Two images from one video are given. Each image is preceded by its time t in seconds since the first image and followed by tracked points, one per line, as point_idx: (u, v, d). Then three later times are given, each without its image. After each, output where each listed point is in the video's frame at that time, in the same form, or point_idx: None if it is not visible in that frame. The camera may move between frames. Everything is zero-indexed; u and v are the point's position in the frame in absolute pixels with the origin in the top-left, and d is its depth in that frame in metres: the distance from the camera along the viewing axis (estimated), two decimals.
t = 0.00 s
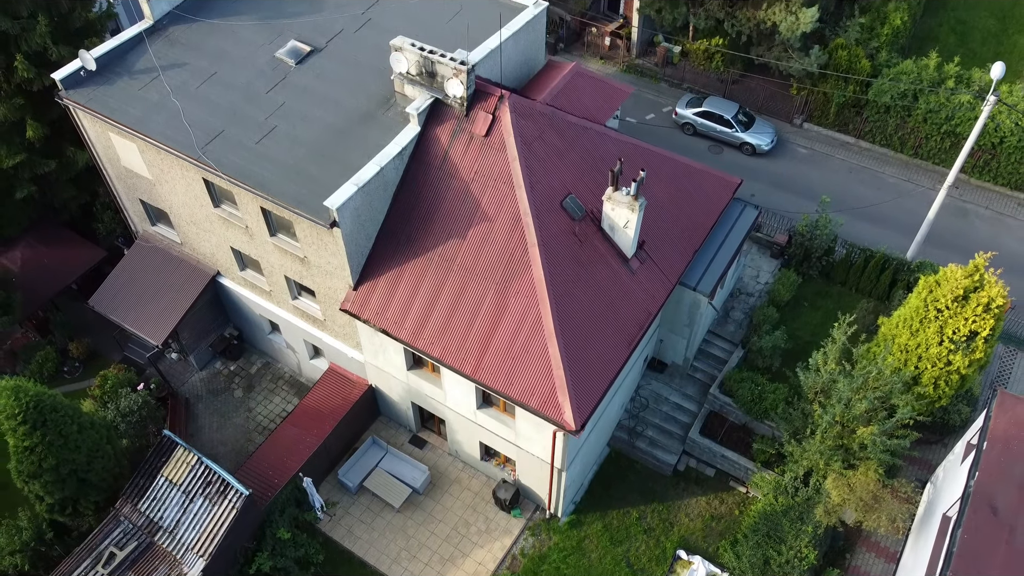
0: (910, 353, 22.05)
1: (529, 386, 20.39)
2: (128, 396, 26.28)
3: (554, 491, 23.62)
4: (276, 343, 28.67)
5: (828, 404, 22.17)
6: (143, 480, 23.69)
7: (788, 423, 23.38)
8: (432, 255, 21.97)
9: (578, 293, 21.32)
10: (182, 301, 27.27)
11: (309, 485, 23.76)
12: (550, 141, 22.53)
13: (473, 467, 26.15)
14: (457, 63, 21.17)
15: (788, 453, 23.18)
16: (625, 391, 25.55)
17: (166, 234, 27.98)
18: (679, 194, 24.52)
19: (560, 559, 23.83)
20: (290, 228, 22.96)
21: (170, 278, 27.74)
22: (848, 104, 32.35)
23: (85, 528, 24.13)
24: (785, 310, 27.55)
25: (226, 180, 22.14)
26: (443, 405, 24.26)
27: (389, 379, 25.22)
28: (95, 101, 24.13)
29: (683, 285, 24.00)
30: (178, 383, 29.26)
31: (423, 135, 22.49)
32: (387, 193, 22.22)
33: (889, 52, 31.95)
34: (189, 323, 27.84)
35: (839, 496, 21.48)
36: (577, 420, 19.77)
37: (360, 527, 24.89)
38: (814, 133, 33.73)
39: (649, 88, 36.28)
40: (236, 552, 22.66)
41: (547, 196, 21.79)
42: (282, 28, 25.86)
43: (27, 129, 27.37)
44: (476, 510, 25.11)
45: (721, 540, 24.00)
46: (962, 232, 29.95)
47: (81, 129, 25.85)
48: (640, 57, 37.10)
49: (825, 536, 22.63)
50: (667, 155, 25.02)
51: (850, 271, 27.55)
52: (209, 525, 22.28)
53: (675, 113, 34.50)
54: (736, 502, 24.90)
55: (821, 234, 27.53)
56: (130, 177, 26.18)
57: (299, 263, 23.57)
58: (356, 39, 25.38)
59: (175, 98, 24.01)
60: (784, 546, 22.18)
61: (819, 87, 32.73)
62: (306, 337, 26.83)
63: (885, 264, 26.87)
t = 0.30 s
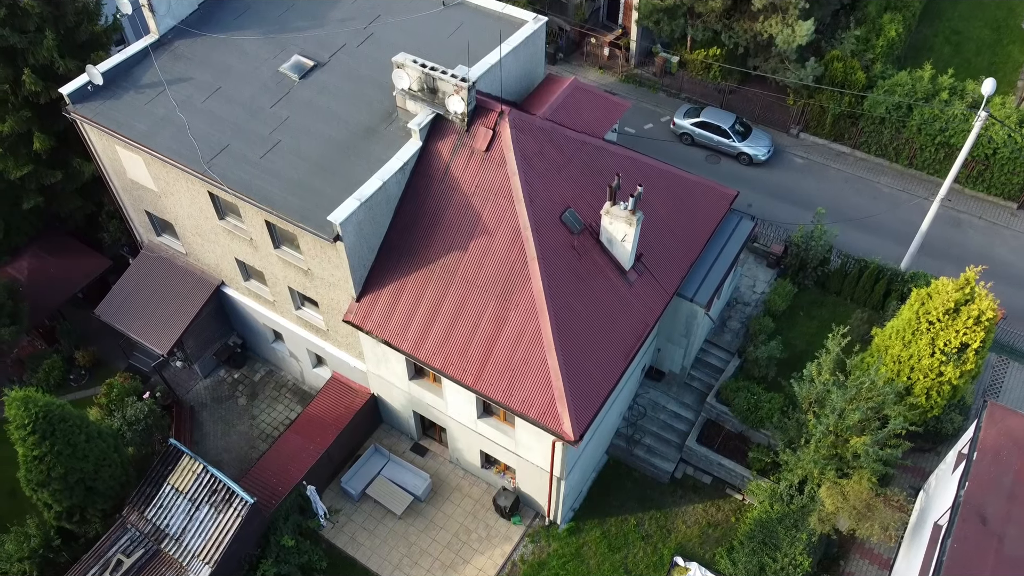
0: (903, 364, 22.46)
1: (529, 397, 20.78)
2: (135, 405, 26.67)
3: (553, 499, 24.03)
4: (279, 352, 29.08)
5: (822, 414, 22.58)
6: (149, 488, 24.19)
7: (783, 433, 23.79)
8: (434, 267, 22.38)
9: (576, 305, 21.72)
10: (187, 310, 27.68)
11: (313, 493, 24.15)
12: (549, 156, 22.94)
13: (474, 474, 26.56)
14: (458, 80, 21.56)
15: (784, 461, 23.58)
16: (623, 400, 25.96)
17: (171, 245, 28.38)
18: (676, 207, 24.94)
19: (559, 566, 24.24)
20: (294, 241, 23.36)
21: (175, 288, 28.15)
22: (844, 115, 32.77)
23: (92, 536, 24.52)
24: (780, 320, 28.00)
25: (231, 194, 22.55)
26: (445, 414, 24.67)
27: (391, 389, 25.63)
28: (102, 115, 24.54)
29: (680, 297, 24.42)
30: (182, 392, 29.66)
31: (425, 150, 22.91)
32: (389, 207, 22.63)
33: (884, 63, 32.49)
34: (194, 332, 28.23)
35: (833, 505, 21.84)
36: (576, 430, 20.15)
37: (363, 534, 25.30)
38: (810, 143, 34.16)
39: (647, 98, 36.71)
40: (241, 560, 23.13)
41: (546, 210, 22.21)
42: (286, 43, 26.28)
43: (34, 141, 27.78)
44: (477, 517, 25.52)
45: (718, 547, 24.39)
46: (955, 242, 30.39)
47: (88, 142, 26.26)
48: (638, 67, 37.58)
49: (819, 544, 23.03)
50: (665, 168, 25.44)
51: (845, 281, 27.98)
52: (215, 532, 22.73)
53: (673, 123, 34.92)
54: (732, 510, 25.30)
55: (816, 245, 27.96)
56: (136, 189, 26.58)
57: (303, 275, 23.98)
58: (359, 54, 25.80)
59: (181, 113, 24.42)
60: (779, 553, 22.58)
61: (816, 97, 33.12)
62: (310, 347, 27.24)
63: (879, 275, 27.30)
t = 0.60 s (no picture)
0: (895, 375, 22.88)
1: (528, 408, 21.20)
2: (140, 414, 27.11)
3: (553, 506, 24.45)
4: (283, 361, 29.51)
5: (816, 424, 23.00)
6: (155, 496, 24.71)
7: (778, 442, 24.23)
8: (435, 280, 22.82)
9: (575, 317, 22.15)
10: (192, 320, 28.11)
11: (317, 501, 24.57)
12: (548, 171, 23.38)
13: (475, 482, 27.00)
14: (459, 97, 22.01)
15: (779, 470, 23.99)
16: (622, 409, 26.38)
17: (177, 255, 28.81)
18: (673, 219, 25.37)
19: (558, 572, 24.68)
20: (298, 254, 23.80)
21: (180, 298, 28.59)
22: (839, 126, 33.20)
23: (99, 543, 24.96)
24: (776, 329, 28.45)
25: (236, 208, 22.99)
26: (446, 423, 25.11)
27: (393, 398, 26.06)
28: (108, 130, 24.97)
29: (677, 308, 24.86)
30: (187, 399, 30.10)
31: (426, 164, 23.35)
32: (392, 221, 23.06)
33: (878, 75, 32.81)
34: (198, 342, 28.67)
35: (827, 513, 22.22)
36: (574, 441, 20.56)
37: (365, 541, 25.74)
38: (806, 153, 34.63)
39: (646, 108, 37.15)
40: (246, 567, 23.64)
41: (545, 224, 22.65)
42: (289, 57, 26.73)
43: (42, 153, 28.22)
44: (477, 524, 25.95)
45: (714, 554, 24.82)
46: (949, 252, 30.84)
47: (95, 155, 26.69)
48: (637, 77, 38.05)
49: (813, 551, 23.48)
50: (662, 181, 25.88)
51: (840, 291, 28.42)
52: (221, 540, 23.25)
53: (670, 133, 35.35)
54: (729, 517, 25.73)
55: (812, 256, 28.40)
56: (142, 201, 27.02)
57: (306, 287, 24.41)
58: (361, 69, 26.23)
59: (187, 127, 24.85)
60: (774, 560, 23.01)
61: (812, 109, 33.56)
62: (313, 356, 27.68)
63: (873, 286, 27.76)
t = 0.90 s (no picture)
0: (889, 385, 23.30)
1: (528, 418, 21.59)
2: (147, 422, 27.54)
3: (552, 513, 24.85)
4: (286, 369, 29.93)
5: (811, 433, 23.42)
6: (162, 503, 25.14)
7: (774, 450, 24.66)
8: (437, 293, 23.24)
9: (574, 329, 22.56)
10: (197, 329, 28.53)
11: (320, 508, 25.00)
12: (548, 184, 23.82)
13: (475, 488, 27.42)
14: (461, 112, 22.44)
15: (774, 478, 24.37)
16: (620, 418, 26.79)
17: (182, 265, 29.23)
18: (671, 231, 25.80)
19: None
20: (302, 266, 24.21)
21: (185, 307, 29.02)
22: (835, 136, 33.66)
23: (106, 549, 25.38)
24: (772, 338, 28.89)
25: (242, 221, 23.40)
26: (447, 431, 25.53)
27: (395, 406, 26.48)
28: (116, 143, 25.40)
29: (675, 318, 25.28)
30: (192, 407, 30.52)
31: (428, 178, 23.78)
32: (394, 234, 23.48)
33: (874, 86, 33.26)
34: (203, 350, 29.09)
35: (822, 521, 22.62)
36: (574, 450, 20.93)
37: (368, 547, 26.15)
38: (803, 163, 35.09)
39: (644, 118, 37.60)
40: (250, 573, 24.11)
41: (545, 237, 23.07)
42: (293, 71, 27.17)
43: (49, 164, 28.63)
44: (478, 531, 26.37)
45: (711, 560, 25.23)
46: (943, 261, 31.29)
47: (102, 167, 27.11)
48: (635, 86, 38.56)
49: (808, 558, 23.92)
50: (660, 194, 26.32)
51: (836, 300, 28.85)
52: (226, 547, 23.69)
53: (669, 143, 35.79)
54: (726, 523, 26.14)
55: (807, 266, 28.81)
56: (148, 213, 27.44)
57: (310, 298, 24.82)
58: (364, 82, 26.67)
59: (192, 141, 25.28)
60: (769, 567, 23.41)
61: (808, 119, 34.04)
62: (316, 365, 28.11)
63: (868, 295, 28.20)
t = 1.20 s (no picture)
0: (883, 395, 23.70)
1: (529, 427, 21.97)
2: (153, 429, 27.96)
3: (553, 520, 25.25)
4: (290, 376, 30.34)
5: (807, 441, 23.82)
6: (169, 510, 25.57)
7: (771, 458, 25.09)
8: (439, 303, 23.65)
9: (574, 339, 22.96)
10: (203, 337, 28.94)
11: (324, 515, 25.40)
12: (548, 197, 24.24)
13: (477, 495, 27.82)
14: (463, 127, 22.85)
15: (771, 485, 24.80)
16: (620, 425, 27.17)
17: (187, 274, 29.62)
18: (669, 242, 26.23)
19: None
20: (306, 276, 24.61)
21: (191, 316, 29.42)
22: (832, 146, 34.12)
23: (113, 555, 25.79)
24: (769, 346, 29.31)
25: (247, 233, 23.80)
26: (449, 439, 25.93)
27: (398, 414, 26.88)
28: (123, 155, 25.81)
29: (673, 328, 25.69)
30: (197, 414, 30.93)
31: (431, 191, 24.19)
32: (397, 245, 23.88)
33: (870, 96, 33.75)
34: (208, 358, 29.50)
35: (817, 527, 23.07)
36: (574, 459, 21.30)
37: (371, 552, 26.56)
38: (800, 171, 35.51)
39: (643, 127, 38.04)
40: None
41: (545, 248, 23.49)
42: (297, 84, 27.58)
43: (56, 175, 29.01)
44: (479, 536, 26.78)
45: (709, 566, 25.63)
46: (938, 270, 31.70)
47: (109, 178, 27.51)
48: (635, 94, 39.17)
49: (804, 564, 24.33)
50: (659, 205, 26.74)
51: (832, 309, 29.27)
52: (232, 553, 24.11)
53: (668, 152, 36.21)
54: (723, 529, 26.52)
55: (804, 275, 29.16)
56: (154, 223, 27.86)
57: (314, 307, 25.22)
58: (367, 95, 27.08)
59: (199, 153, 25.69)
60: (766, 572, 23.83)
61: (806, 129, 34.49)
62: (319, 373, 28.52)
63: (864, 304, 28.61)
